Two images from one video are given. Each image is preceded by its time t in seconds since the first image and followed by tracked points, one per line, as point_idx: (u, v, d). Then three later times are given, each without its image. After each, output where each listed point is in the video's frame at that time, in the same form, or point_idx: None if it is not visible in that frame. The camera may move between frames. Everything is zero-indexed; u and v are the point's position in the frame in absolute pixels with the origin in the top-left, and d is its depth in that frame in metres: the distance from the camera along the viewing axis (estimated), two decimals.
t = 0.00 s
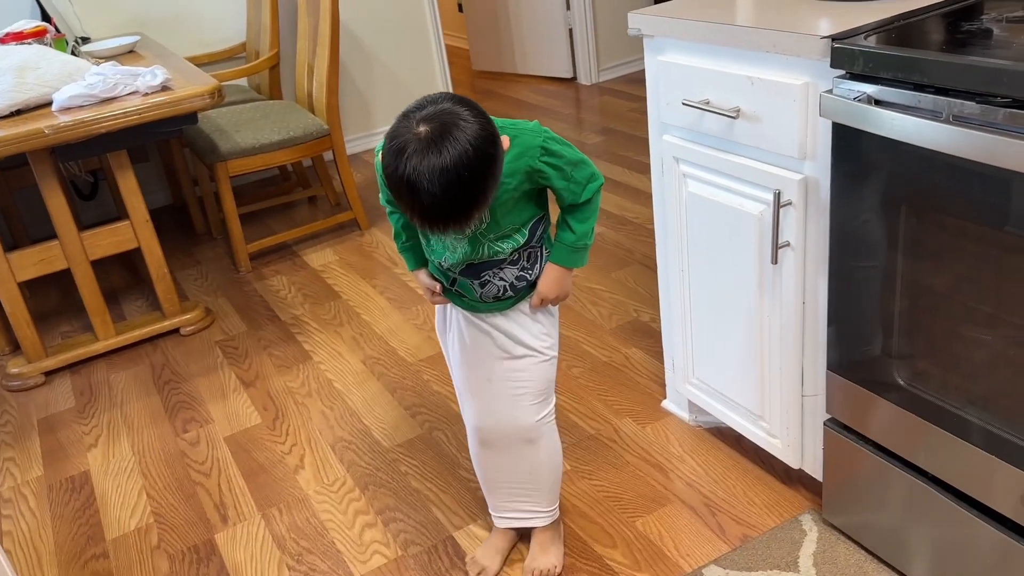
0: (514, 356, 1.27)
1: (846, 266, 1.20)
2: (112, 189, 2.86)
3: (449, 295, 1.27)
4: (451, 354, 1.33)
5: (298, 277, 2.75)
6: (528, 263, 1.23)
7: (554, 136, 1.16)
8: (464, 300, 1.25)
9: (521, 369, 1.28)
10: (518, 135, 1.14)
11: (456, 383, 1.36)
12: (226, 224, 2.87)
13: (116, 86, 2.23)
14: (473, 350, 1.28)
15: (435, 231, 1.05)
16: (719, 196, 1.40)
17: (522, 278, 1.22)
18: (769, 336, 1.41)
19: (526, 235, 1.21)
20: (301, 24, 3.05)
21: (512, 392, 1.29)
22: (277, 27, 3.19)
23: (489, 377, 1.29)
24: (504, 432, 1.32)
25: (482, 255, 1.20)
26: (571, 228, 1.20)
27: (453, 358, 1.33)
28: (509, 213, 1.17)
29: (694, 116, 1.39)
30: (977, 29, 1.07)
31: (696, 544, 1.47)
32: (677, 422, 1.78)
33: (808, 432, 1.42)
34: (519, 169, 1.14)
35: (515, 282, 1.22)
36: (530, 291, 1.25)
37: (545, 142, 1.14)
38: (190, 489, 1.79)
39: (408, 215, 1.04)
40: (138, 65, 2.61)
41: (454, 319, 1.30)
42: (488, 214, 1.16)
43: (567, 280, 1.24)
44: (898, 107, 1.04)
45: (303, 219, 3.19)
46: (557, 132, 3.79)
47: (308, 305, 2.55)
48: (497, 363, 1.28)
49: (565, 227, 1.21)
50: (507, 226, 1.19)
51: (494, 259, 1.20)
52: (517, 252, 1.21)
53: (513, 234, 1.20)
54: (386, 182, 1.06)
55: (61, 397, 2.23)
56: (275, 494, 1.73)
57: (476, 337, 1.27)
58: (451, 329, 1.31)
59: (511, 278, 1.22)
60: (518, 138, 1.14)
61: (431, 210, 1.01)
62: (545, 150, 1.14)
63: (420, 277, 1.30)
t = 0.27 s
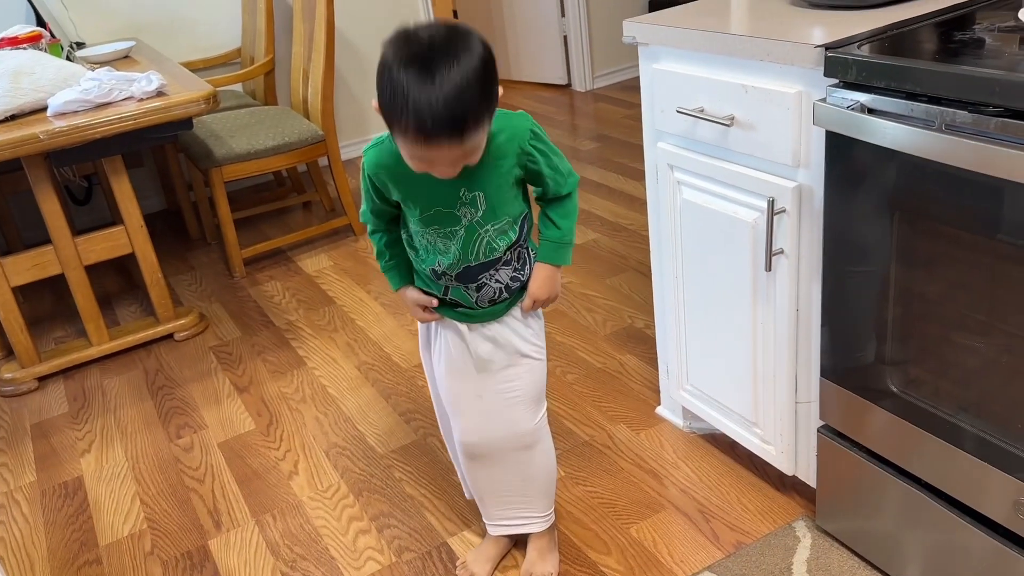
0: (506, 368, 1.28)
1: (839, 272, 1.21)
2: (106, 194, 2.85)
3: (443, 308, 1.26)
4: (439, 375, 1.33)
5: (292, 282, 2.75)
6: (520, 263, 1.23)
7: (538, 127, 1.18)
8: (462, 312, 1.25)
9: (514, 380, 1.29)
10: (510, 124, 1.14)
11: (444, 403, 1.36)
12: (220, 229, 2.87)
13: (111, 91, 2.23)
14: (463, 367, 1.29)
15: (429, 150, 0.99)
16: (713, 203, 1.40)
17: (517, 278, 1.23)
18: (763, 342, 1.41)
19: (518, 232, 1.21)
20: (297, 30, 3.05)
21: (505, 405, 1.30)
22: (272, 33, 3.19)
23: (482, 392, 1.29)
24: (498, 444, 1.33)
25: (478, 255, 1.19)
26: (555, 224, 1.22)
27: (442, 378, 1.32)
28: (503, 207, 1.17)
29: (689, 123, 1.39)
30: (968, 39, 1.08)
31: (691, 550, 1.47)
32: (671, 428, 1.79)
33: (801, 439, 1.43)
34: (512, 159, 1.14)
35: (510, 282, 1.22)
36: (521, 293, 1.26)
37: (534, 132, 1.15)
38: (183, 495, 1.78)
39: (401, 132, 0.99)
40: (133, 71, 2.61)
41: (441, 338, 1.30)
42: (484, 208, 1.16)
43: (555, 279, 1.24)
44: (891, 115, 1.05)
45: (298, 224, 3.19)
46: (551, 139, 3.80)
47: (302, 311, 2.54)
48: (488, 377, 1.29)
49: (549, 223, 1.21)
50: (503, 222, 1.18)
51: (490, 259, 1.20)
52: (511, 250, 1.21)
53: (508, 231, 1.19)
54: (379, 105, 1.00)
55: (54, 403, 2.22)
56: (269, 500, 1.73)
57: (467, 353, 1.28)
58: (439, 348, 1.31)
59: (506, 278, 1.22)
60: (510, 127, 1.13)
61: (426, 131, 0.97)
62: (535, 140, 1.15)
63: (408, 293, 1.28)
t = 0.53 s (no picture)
0: (504, 382, 1.29)
1: (833, 280, 1.21)
2: (100, 199, 2.85)
3: (443, 331, 1.24)
4: (431, 399, 1.30)
5: (286, 288, 2.75)
6: (511, 268, 1.24)
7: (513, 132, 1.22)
8: (462, 329, 1.24)
9: (512, 392, 1.30)
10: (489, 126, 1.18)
11: (436, 427, 1.33)
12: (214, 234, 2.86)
13: (106, 95, 2.23)
14: (460, 387, 1.27)
15: (408, 41, 1.03)
16: (707, 211, 1.41)
17: (511, 282, 1.24)
18: (756, 350, 1.42)
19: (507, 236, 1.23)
20: (292, 36, 3.06)
21: (505, 418, 1.30)
22: (268, 39, 3.20)
23: (481, 410, 1.29)
24: (498, 457, 1.33)
25: (472, 259, 1.19)
26: (536, 226, 1.26)
27: (435, 403, 1.30)
28: (494, 209, 1.19)
29: (683, 132, 1.40)
30: (961, 48, 1.09)
31: (683, 557, 1.47)
32: (664, 436, 1.79)
33: (794, 447, 1.43)
34: (496, 159, 1.17)
35: (505, 286, 1.23)
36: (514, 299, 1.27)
37: (512, 133, 1.20)
38: (175, 501, 1.77)
39: (381, 32, 1.04)
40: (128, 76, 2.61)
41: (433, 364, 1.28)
42: (474, 210, 1.17)
43: (547, 280, 1.27)
44: (883, 125, 1.06)
45: (292, 230, 3.19)
46: (546, 146, 3.81)
47: (296, 317, 2.54)
48: (487, 394, 1.28)
49: (531, 225, 1.26)
50: (494, 224, 1.19)
51: (484, 263, 1.20)
52: (502, 254, 1.22)
53: (499, 233, 1.21)
54: (360, 52, 1.09)
55: (46, 408, 2.21)
56: (261, 506, 1.73)
57: (464, 372, 1.26)
58: (432, 371, 1.28)
59: (501, 283, 1.23)
60: (490, 129, 1.17)
61: (405, 9, 1.03)
62: (514, 140, 1.20)
63: (403, 323, 1.22)
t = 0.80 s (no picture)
0: (501, 392, 1.29)
1: (823, 294, 1.22)
2: (93, 206, 2.84)
3: (435, 340, 1.26)
4: (429, 401, 1.32)
5: (279, 296, 2.75)
6: (506, 284, 1.23)
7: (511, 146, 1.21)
8: (454, 341, 1.25)
9: (509, 404, 1.30)
10: (481, 142, 1.17)
11: (432, 430, 1.34)
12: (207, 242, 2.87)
13: (101, 103, 2.24)
14: (458, 391, 1.29)
15: (383, 50, 1.04)
16: (699, 224, 1.42)
17: (504, 298, 1.23)
18: (746, 362, 1.43)
19: (501, 252, 1.22)
20: (288, 45, 3.07)
21: (500, 429, 1.31)
22: (263, 48, 3.21)
23: (476, 417, 1.29)
24: (491, 466, 1.33)
25: (461, 274, 1.19)
26: (537, 243, 1.25)
27: (432, 405, 1.31)
28: (484, 225, 1.18)
29: (675, 146, 1.41)
30: (950, 66, 1.10)
31: (673, 569, 1.48)
32: (655, 447, 1.80)
33: (784, 459, 1.44)
34: (485, 176, 1.17)
35: (497, 302, 1.23)
36: (510, 313, 1.27)
37: (508, 149, 1.18)
38: (165, 510, 1.77)
39: (357, 44, 1.06)
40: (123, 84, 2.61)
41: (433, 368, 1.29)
42: (462, 226, 1.17)
43: (545, 297, 1.27)
44: (872, 141, 1.07)
45: (285, 239, 3.19)
46: (540, 157, 3.83)
47: (289, 325, 2.54)
48: (484, 402, 1.29)
49: (533, 242, 1.25)
50: (484, 241, 1.19)
51: (473, 279, 1.20)
52: (495, 270, 1.22)
53: (490, 250, 1.20)
54: (342, 68, 1.10)
55: (36, 415, 2.21)
56: (251, 515, 1.72)
57: (462, 377, 1.28)
58: (430, 375, 1.30)
59: (493, 299, 1.22)
60: (481, 146, 1.16)
61: (378, 19, 1.05)
62: (508, 156, 1.18)
63: (397, 329, 1.25)
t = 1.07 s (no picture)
0: (498, 395, 1.30)
1: (812, 305, 1.23)
2: (84, 210, 2.84)
3: (435, 345, 1.25)
4: (424, 405, 1.31)
5: (270, 302, 2.75)
6: (508, 288, 1.24)
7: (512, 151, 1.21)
8: (454, 346, 1.25)
9: (505, 406, 1.31)
10: (486, 148, 1.17)
11: (425, 431, 1.34)
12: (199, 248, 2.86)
13: (94, 108, 2.23)
14: (454, 394, 1.29)
15: (383, 56, 1.04)
16: (689, 234, 1.43)
17: (506, 302, 1.24)
18: (736, 372, 1.43)
19: (504, 257, 1.23)
20: (282, 51, 3.07)
21: (497, 431, 1.32)
22: (257, 54, 3.21)
23: (473, 420, 1.30)
24: (486, 467, 1.34)
25: (467, 280, 1.20)
26: (536, 249, 1.26)
27: (426, 408, 1.31)
28: (490, 231, 1.19)
29: (667, 156, 1.42)
30: (939, 80, 1.11)
31: None
32: (645, 456, 1.80)
33: (773, 469, 1.44)
34: (492, 182, 1.17)
35: (500, 306, 1.23)
36: (508, 317, 1.28)
37: (511, 155, 1.19)
38: (153, 516, 1.76)
39: (358, 52, 1.06)
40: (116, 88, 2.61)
41: (429, 372, 1.29)
42: (469, 233, 1.17)
43: (541, 301, 1.27)
44: (861, 153, 1.08)
45: (277, 244, 3.19)
46: (533, 165, 3.84)
47: (279, 332, 2.53)
48: (480, 404, 1.30)
49: (531, 248, 1.25)
50: (490, 246, 1.20)
51: (479, 284, 1.20)
52: (499, 275, 1.22)
53: (495, 255, 1.21)
54: (345, 76, 1.11)
55: (24, 420, 2.19)
56: (239, 522, 1.71)
57: (459, 380, 1.28)
58: (425, 377, 1.29)
59: (496, 302, 1.23)
60: (486, 152, 1.17)
61: (378, 27, 1.05)
62: (512, 162, 1.19)
63: (396, 334, 1.24)
